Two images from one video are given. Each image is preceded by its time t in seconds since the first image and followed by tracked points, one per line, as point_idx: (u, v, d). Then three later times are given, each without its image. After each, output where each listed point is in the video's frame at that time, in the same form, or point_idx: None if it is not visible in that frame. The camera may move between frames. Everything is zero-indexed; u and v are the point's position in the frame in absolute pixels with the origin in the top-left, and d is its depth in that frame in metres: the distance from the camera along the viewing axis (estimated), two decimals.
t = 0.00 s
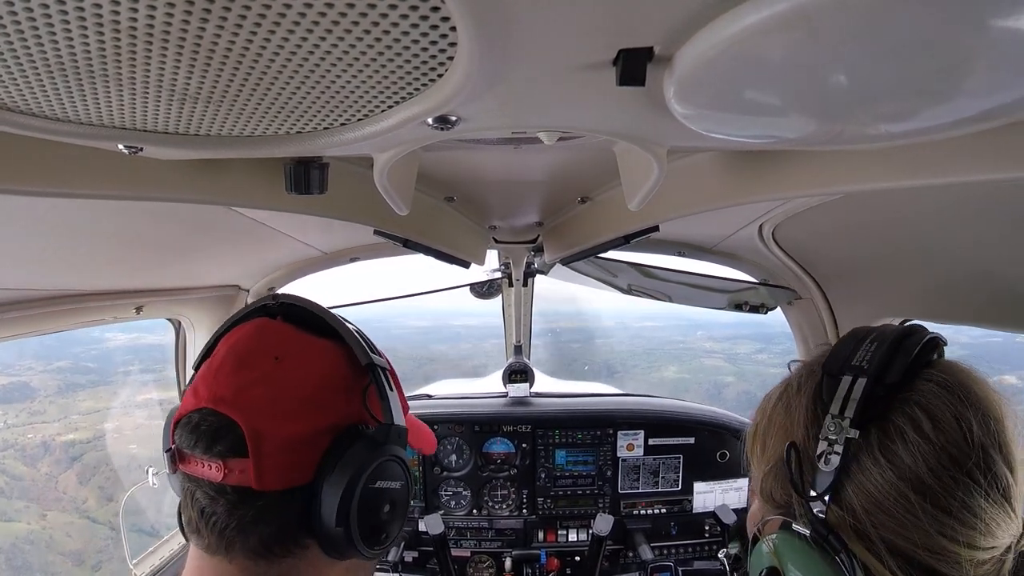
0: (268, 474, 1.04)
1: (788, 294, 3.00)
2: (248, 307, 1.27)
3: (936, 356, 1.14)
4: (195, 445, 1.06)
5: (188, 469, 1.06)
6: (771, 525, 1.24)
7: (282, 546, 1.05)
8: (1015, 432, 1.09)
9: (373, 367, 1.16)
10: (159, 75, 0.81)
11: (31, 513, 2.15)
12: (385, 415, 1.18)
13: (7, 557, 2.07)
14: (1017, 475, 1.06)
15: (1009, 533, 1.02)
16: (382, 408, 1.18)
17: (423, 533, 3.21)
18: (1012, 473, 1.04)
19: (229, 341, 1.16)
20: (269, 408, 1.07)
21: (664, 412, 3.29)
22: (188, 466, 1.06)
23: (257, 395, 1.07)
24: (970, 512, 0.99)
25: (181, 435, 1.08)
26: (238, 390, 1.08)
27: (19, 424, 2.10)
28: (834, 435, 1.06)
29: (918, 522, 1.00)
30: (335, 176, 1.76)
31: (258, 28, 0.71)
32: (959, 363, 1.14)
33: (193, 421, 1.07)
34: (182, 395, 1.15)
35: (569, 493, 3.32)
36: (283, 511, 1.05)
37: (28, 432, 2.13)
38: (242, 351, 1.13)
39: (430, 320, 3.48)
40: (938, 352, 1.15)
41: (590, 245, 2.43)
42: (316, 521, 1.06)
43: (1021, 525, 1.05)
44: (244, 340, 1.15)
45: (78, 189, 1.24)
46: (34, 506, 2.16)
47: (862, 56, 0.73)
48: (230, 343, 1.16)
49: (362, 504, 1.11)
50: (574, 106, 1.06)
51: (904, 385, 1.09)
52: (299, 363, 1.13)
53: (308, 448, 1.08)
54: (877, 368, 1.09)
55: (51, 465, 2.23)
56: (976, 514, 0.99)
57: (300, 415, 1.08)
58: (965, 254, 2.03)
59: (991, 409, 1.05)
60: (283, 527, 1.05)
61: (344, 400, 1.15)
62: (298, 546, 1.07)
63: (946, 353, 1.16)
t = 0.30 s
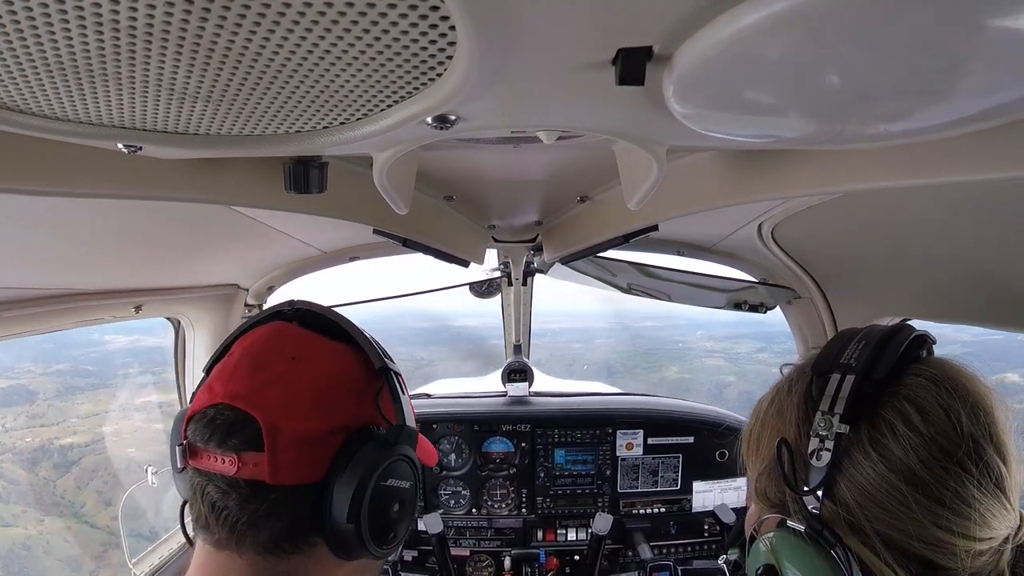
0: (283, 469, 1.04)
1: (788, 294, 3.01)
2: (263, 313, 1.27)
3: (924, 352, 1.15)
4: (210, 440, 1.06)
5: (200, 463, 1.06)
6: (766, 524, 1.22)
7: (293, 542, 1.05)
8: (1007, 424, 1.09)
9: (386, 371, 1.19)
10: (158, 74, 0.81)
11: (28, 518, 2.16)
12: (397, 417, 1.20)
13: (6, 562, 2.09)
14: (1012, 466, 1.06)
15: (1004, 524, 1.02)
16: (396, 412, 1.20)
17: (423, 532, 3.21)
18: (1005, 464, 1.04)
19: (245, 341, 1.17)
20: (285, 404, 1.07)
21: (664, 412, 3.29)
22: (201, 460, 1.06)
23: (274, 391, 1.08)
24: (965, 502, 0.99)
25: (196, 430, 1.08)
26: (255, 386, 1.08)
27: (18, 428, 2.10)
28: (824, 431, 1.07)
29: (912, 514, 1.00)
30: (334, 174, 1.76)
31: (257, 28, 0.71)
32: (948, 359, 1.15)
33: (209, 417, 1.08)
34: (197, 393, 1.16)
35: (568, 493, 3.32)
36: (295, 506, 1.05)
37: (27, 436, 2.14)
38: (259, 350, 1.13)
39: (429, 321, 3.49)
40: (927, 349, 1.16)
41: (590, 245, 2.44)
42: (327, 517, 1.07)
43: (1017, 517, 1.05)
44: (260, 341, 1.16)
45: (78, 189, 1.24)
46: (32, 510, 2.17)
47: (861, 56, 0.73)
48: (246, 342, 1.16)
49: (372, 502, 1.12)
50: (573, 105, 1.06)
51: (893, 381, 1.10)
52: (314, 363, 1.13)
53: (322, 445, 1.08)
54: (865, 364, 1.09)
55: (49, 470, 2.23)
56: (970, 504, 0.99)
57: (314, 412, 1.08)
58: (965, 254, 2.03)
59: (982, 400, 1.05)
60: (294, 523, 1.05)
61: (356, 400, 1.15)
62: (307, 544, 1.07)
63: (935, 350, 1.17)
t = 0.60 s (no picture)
0: (293, 486, 1.05)
1: (786, 295, 3.01)
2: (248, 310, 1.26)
3: (928, 355, 1.15)
4: (213, 459, 1.05)
5: (204, 483, 1.06)
6: (770, 525, 1.21)
7: (300, 548, 1.08)
8: (1010, 427, 1.09)
9: (383, 377, 1.19)
10: (157, 75, 0.81)
11: (26, 524, 2.15)
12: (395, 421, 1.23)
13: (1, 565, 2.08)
14: (1014, 469, 1.06)
15: (1006, 527, 1.02)
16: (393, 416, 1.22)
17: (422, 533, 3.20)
18: (1008, 467, 1.04)
19: (235, 349, 1.13)
20: (290, 420, 1.06)
21: (663, 414, 3.29)
22: (205, 480, 1.06)
23: (277, 406, 1.06)
24: (968, 504, 0.99)
25: (196, 447, 1.07)
26: (256, 402, 1.06)
27: (17, 432, 2.10)
28: (829, 432, 1.06)
29: (916, 516, 1.00)
30: (333, 176, 1.76)
31: (256, 28, 0.70)
32: (951, 362, 1.15)
33: (208, 434, 1.06)
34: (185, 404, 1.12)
35: (567, 494, 3.32)
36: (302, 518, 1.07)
37: (26, 439, 2.13)
38: (254, 360, 1.10)
39: (428, 323, 3.49)
40: (931, 352, 1.16)
41: (589, 245, 2.43)
42: (334, 520, 1.10)
43: (1019, 521, 1.05)
44: (253, 348, 1.12)
45: (77, 190, 1.23)
46: (31, 515, 2.16)
47: (861, 56, 0.73)
48: (238, 350, 1.12)
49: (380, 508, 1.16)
50: (573, 107, 1.06)
51: (897, 383, 1.10)
52: (312, 372, 1.11)
53: (328, 457, 1.09)
54: (874, 365, 1.09)
55: (48, 474, 2.22)
56: (973, 506, 0.99)
57: (319, 425, 1.09)
58: (964, 255, 2.03)
59: (985, 403, 1.06)
60: (304, 533, 1.07)
61: (355, 405, 1.16)
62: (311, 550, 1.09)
63: (938, 352, 1.17)
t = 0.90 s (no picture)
0: (309, 500, 1.07)
1: (785, 296, 3.01)
2: (235, 304, 1.25)
3: (932, 353, 1.15)
4: (225, 481, 1.05)
5: (215, 505, 1.06)
6: (774, 520, 1.20)
7: (313, 556, 1.09)
8: (1014, 426, 1.09)
9: (388, 380, 1.22)
10: (157, 77, 0.81)
11: (23, 528, 2.14)
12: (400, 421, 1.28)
13: None
14: (1019, 469, 1.06)
15: (1011, 526, 1.02)
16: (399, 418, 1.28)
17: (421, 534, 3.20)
18: (1013, 465, 1.04)
19: (234, 361, 1.11)
20: (301, 435, 1.07)
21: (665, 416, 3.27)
22: (215, 502, 1.06)
23: (287, 422, 1.07)
24: (973, 500, 0.99)
25: (204, 470, 1.06)
26: (265, 419, 1.06)
27: (16, 435, 2.10)
28: (835, 427, 1.07)
29: (920, 512, 1.00)
30: (333, 177, 1.76)
31: (255, 30, 0.70)
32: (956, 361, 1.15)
33: (217, 455, 1.05)
34: (184, 421, 1.10)
35: (566, 496, 3.32)
36: (316, 527, 1.09)
37: (25, 443, 2.13)
38: (258, 373, 1.09)
39: (429, 323, 3.41)
40: (935, 351, 1.16)
41: (587, 246, 2.42)
42: (348, 518, 1.14)
43: None
44: (254, 359, 1.11)
45: (76, 191, 1.23)
46: (28, 520, 2.16)
47: (860, 57, 0.73)
48: (237, 362, 1.10)
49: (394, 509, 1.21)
50: (573, 108, 1.06)
51: (903, 380, 1.10)
52: (312, 380, 1.12)
53: (340, 467, 1.12)
54: (879, 362, 1.09)
55: (46, 478, 2.22)
56: (978, 502, 0.99)
57: (329, 435, 1.10)
58: (963, 255, 2.04)
59: (989, 401, 1.06)
60: (319, 540, 1.10)
61: (361, 410, 1.19)
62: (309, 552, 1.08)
63: (943, 351, 1.17)
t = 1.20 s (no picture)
0: (318, 498, 1.07)
1: (785, 295, 3.01)
2: (241, 301, 1.26)
3: (932, 350, 1.15)
4: (234, 478, 1.04)
5: (223, 501, 1.05)
6: (775, 515, 1.22)
7: (320, 556, 1.09)
8: (1013, 423, 1.09)
9: (398, 383, 1.25)
10: (157, 75, 0.81)
11: (20, 530, 2.14)
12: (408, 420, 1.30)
13: None
14: (1018, 465, 1.06)
15: (1010, 521, 1.02)
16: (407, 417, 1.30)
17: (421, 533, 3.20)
18: (1012, 461, 1.04)
19: (246, 359, 1.11)
20: (313, 433, 1.08)
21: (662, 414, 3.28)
22: (223, 498, 1.05)
23: (299, 420, 1.07)
24: (971, 495, 0.99)
25: (213, 467, 1.05)
26: (277, 416, 1.06)
27: (14, 435, 2.10)
28: (835, 422, 1.07)
29: (919, 506, 1.01)
30: (333, 176, 1.76)
31: (256, 29, 0.70)
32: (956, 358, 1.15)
33: (227, 453, 1.05)
34: (192, 417, 1.10)
35: (566, 494, 3.32)
36: (324, 528, 1.09)
37: (22, 444, 2.13)
38: (272, 372, 1.10)
39: (429, 324, 3.38)
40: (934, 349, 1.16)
41: (587, 245, 2.43)
42: (356, 516, 1.15)
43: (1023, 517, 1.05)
44: (267, 358, 1.12)
45: (76, 189, 1.23)
46: (24, 521, 2.15)
47: (860, 56, 0.73)
48: (250, 361, 1.11)
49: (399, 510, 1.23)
50: (573, 107, 1.06)
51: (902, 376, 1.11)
52: (326, 382, 1.13)
53: (349, 466, 1.12)
54: (879, 359, 1.09)
55: (43, 478, 2.21)
56: (977, 497, 0.99)
57: (339, 435, 1.11)
58: (962, 254, 2.04)
59: (989, 396, 1.06)
60: (325, 539, 1.09)
61: (370, 411, 1.20)
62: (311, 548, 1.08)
63: (943, 349, 1.17)
